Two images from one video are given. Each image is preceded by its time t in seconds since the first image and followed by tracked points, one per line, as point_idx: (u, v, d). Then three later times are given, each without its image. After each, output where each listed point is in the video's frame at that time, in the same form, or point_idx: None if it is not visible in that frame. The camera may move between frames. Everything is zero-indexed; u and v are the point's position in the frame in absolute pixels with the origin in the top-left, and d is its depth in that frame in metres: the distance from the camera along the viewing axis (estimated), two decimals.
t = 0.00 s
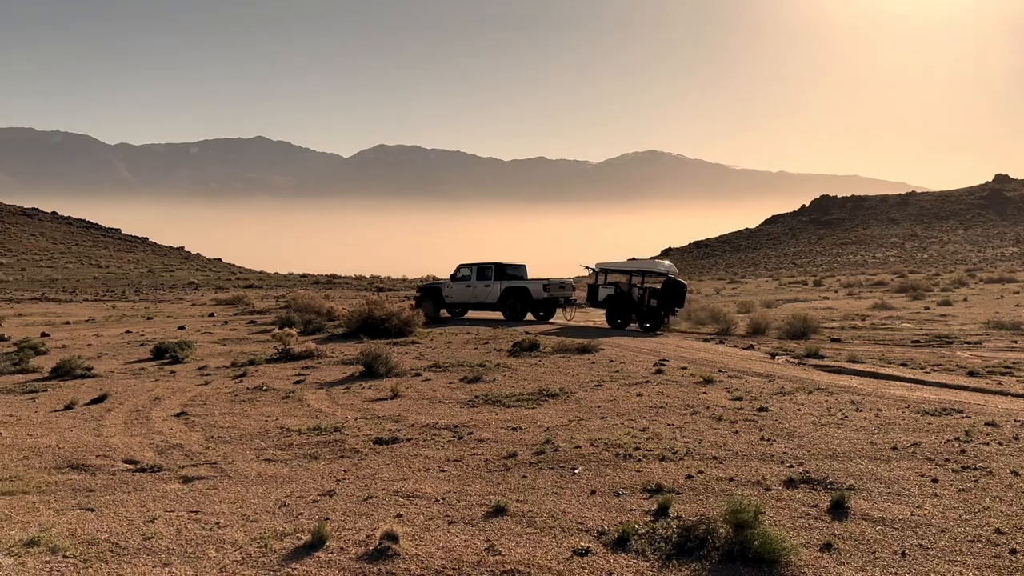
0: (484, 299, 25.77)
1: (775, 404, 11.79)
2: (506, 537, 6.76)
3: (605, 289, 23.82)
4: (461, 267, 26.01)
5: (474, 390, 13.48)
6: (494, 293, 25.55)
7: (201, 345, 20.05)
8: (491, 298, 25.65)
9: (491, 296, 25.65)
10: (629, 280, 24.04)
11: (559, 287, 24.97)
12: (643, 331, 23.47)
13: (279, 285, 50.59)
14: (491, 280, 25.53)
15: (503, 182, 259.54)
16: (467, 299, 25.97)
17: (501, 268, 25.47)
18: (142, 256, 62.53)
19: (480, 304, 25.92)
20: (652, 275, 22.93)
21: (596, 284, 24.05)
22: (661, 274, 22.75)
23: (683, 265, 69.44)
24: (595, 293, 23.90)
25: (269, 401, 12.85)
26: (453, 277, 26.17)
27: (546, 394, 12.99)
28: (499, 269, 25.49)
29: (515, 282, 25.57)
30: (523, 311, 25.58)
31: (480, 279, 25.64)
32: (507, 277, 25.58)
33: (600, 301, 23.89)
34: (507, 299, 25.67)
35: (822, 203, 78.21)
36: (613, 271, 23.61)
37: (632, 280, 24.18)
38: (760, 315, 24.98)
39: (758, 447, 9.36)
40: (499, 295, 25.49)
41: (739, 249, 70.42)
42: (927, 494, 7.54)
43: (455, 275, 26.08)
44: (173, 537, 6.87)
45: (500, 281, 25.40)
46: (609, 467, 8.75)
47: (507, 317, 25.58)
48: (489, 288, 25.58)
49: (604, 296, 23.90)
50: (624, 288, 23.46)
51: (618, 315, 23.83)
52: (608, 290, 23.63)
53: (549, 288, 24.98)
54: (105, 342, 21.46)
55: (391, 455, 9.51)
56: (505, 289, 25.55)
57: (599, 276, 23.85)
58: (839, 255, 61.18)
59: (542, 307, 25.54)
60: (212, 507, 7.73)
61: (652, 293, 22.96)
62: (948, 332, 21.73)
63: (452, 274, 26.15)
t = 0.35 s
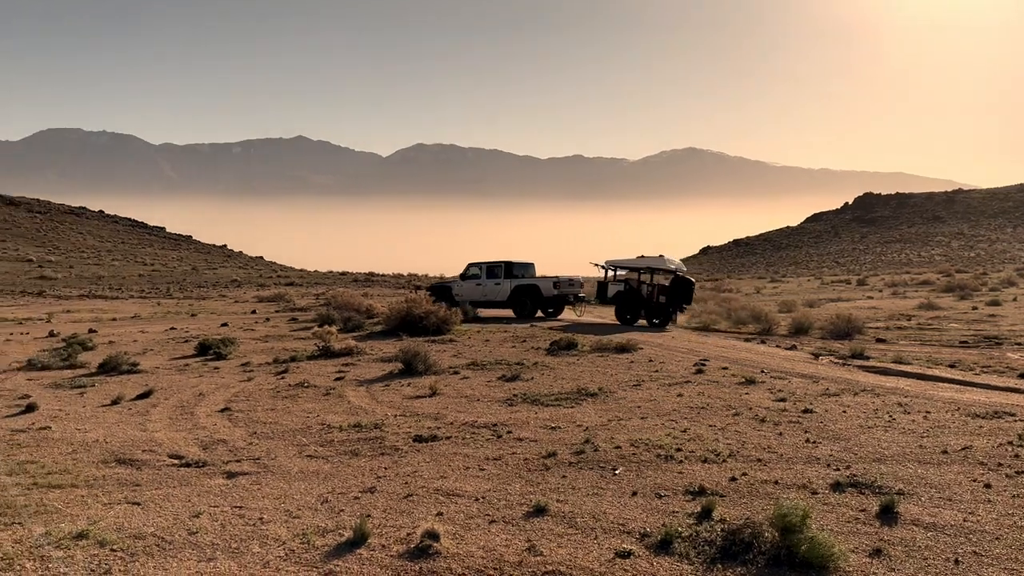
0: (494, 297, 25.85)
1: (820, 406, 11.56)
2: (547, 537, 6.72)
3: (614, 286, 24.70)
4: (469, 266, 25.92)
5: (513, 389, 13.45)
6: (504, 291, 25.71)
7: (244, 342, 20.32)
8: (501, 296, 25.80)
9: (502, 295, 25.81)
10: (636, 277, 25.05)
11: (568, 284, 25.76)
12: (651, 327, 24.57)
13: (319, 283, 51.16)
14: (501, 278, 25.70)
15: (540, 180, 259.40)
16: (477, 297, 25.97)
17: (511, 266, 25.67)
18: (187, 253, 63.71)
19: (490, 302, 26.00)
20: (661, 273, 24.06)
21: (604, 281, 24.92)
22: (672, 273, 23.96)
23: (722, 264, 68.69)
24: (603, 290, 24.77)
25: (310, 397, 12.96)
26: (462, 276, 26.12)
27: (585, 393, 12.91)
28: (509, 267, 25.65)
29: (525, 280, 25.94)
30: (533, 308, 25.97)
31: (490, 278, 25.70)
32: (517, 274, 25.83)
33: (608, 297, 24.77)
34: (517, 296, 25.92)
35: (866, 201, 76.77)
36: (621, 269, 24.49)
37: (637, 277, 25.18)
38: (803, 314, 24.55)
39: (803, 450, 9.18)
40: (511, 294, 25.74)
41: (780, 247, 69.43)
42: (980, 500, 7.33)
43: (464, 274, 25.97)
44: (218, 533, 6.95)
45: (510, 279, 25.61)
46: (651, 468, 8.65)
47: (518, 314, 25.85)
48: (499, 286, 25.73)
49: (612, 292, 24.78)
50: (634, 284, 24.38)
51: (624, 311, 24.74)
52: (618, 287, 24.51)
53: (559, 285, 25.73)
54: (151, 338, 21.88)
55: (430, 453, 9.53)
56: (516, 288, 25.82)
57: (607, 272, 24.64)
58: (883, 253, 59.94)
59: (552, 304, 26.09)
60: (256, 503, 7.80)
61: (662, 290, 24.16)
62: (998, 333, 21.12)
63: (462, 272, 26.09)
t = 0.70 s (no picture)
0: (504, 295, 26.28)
1: (865, 408, 11.32)
2: (586, 537, 6.69)
3: (622, 284, 25.44)
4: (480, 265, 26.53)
5: (552, 388, 13.43)
6: (514, 290, 26.19)
7: (287, 339, 20.61)
8: (511, 294, 26.26)
9: (511, 292, 26.26)
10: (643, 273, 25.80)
11: (578, 283, 26.46)
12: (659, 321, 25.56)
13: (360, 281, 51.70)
14: (511, 277, 26.23)
15: (579, 178, 258.56)
16: (486, 295, 26.35)
17: (522, 266, 26.27)
18: (231, 251, 64.86)
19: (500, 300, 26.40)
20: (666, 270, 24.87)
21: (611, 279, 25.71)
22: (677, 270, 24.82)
23: (765, 263, 67.76)
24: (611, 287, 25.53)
25: (351, 394, 13.11)
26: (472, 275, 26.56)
27: (624, 393, 12.82)
28: (520, 267, 26.20)
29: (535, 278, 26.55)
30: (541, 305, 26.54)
31: (500, 277, 26.17)
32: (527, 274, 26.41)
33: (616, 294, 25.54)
34: (526, 295, 26.44)
35: (914, 199, 75.03)
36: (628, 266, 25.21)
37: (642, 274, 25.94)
38: (848, 314, 24.06)
39: (848, 453, 9.00)
40: (520, 291, 26.26)
41: (825, 246, 68.22)
42: None
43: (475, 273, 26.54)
44: (261, 527, 7.05)
45: (520, 278, 26.16)
46: (691, 470, 8.57)
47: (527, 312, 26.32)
48: (510, 284, 26.21)
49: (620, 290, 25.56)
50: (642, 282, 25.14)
51: (633, 308, 25.57)
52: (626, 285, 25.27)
53: (569, 284, 26.49)
54: (197, 334, 22.31)
55: (470, 451, 9.55)
56: (526, 285, 26.38)
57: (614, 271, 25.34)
58: (931, 252, 58.51)
59: (560, 302, 26.72)
60: (298, 498, 7.90)
61: (669, 287, 25.03)
62: None
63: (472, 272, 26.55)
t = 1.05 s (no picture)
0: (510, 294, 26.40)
1: (903, 410, 11.12)
2: (617, 538, 6.67)
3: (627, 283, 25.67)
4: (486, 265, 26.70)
5: (584, 387, 13.40)
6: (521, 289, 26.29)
7: (322, 336, 20.85)
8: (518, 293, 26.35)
9: (518, 292, 26.35)
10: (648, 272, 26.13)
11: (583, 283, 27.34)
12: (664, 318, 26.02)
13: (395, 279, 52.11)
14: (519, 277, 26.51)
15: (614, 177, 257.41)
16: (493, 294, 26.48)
17: (529, 267, 26.76)
18: (269, 250, 65.74)
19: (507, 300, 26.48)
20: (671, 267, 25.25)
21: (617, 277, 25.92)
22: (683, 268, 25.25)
23: (802, 262, 66.85)
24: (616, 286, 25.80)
25: (384, 391, 13.23)
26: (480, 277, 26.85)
27: (657, 393, 12.75)
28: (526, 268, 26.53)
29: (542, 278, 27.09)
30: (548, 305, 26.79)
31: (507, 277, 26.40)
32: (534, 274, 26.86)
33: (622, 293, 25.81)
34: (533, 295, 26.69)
35: (957, 198, 73.43)
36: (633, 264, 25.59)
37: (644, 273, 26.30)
38: (887, 315, 23.63)
39: (884, 455, 8.86)
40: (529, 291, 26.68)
41: (864, 245, 67.10)
42: None
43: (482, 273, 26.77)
44: (295, 522, 7.15)
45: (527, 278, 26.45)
46: (725, 471, 8.50)
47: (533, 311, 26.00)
48: (517, 284, 26.38)
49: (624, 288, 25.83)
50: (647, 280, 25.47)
51: (639, 306, 25.88)
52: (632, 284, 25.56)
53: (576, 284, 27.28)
54: (235, 332, 22.64)
55: (501, 450, 9.57)
56: (534, 285, 26.80)
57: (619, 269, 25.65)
58: (975, 252, 57.20)
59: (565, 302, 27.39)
60: (332, 494, 7.99)
61: (673, 284, 25.45)
62: None
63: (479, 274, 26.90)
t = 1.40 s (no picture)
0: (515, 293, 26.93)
1: (946, 413, 10.88)
2: (651, 539, 6.63)
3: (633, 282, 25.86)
4: (492, 264, 27.45)
5: (619, 387, 13.34)
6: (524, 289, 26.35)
7: (359, 335, 21.04)
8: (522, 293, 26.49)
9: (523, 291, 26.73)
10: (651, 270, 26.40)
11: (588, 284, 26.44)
12: (668, 315, 26.50)
13: (431, 279, 52.35)
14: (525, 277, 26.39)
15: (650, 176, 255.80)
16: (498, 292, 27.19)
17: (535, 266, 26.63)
18: (307, 249, 66.48)
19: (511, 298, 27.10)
20: (676, 267, 25.69)
21: (622, 277, 25.94)
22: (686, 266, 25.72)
23: (843, 262, 65.79)
24: (621, 285, 25.97)
25: (418, 390, 13.32)
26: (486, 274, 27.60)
27: (692, 394, 12.66)
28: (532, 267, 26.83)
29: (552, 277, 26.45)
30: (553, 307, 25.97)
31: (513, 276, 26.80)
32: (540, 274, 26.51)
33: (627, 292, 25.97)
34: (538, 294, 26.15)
35: (1004, 196, 71.61)
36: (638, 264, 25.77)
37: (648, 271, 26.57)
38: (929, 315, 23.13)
39: (925, 459, 8.68)
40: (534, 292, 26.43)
41: (907, 245, 65.81)
42: None
43: (486, 272, 27.52)
44: (330, 518, 7.23)
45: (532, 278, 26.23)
46: (761, 473, 8.39)
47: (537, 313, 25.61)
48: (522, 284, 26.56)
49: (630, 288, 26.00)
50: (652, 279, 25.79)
51: (644, 304, 26.19)
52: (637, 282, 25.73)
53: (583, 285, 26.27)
54: (274, 330, 22.95)
55: (535, 449, 9.58)
56: (540, 285, 26.26)
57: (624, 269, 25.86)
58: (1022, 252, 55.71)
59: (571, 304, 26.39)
60: (367, 491, 8.07)
61: (678, 283, 25.87)
62: None
63: (485, 271, 27.67)
